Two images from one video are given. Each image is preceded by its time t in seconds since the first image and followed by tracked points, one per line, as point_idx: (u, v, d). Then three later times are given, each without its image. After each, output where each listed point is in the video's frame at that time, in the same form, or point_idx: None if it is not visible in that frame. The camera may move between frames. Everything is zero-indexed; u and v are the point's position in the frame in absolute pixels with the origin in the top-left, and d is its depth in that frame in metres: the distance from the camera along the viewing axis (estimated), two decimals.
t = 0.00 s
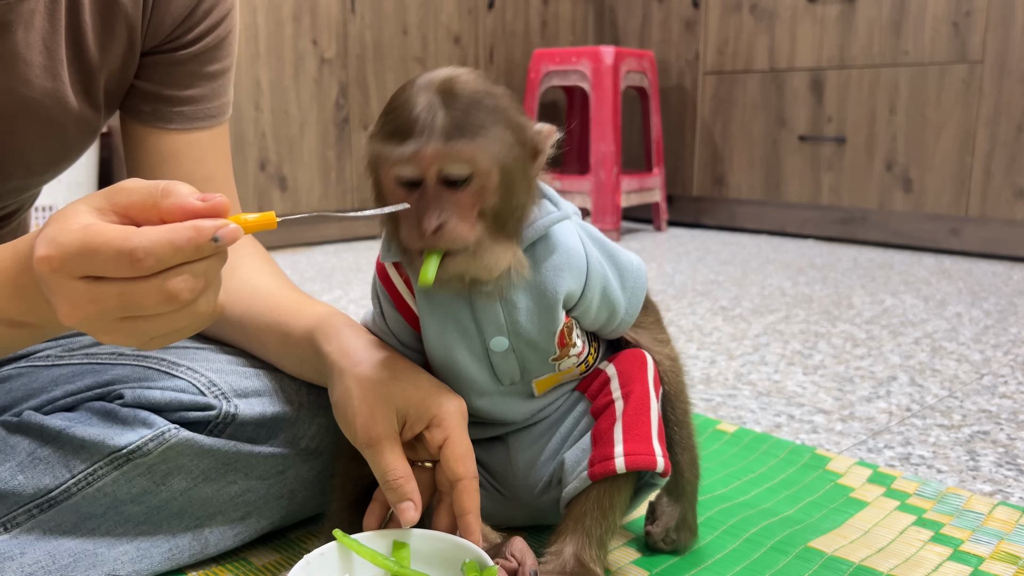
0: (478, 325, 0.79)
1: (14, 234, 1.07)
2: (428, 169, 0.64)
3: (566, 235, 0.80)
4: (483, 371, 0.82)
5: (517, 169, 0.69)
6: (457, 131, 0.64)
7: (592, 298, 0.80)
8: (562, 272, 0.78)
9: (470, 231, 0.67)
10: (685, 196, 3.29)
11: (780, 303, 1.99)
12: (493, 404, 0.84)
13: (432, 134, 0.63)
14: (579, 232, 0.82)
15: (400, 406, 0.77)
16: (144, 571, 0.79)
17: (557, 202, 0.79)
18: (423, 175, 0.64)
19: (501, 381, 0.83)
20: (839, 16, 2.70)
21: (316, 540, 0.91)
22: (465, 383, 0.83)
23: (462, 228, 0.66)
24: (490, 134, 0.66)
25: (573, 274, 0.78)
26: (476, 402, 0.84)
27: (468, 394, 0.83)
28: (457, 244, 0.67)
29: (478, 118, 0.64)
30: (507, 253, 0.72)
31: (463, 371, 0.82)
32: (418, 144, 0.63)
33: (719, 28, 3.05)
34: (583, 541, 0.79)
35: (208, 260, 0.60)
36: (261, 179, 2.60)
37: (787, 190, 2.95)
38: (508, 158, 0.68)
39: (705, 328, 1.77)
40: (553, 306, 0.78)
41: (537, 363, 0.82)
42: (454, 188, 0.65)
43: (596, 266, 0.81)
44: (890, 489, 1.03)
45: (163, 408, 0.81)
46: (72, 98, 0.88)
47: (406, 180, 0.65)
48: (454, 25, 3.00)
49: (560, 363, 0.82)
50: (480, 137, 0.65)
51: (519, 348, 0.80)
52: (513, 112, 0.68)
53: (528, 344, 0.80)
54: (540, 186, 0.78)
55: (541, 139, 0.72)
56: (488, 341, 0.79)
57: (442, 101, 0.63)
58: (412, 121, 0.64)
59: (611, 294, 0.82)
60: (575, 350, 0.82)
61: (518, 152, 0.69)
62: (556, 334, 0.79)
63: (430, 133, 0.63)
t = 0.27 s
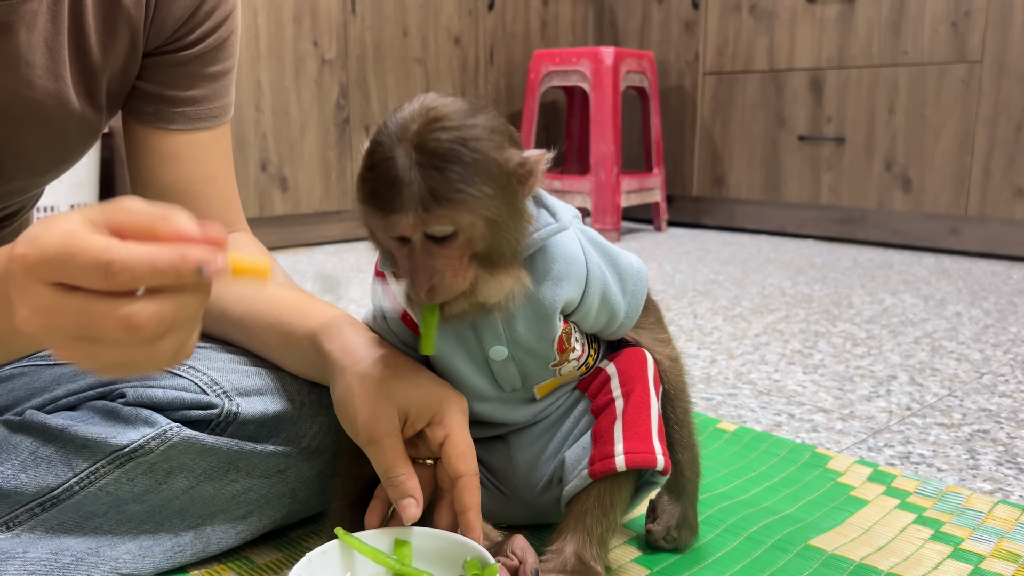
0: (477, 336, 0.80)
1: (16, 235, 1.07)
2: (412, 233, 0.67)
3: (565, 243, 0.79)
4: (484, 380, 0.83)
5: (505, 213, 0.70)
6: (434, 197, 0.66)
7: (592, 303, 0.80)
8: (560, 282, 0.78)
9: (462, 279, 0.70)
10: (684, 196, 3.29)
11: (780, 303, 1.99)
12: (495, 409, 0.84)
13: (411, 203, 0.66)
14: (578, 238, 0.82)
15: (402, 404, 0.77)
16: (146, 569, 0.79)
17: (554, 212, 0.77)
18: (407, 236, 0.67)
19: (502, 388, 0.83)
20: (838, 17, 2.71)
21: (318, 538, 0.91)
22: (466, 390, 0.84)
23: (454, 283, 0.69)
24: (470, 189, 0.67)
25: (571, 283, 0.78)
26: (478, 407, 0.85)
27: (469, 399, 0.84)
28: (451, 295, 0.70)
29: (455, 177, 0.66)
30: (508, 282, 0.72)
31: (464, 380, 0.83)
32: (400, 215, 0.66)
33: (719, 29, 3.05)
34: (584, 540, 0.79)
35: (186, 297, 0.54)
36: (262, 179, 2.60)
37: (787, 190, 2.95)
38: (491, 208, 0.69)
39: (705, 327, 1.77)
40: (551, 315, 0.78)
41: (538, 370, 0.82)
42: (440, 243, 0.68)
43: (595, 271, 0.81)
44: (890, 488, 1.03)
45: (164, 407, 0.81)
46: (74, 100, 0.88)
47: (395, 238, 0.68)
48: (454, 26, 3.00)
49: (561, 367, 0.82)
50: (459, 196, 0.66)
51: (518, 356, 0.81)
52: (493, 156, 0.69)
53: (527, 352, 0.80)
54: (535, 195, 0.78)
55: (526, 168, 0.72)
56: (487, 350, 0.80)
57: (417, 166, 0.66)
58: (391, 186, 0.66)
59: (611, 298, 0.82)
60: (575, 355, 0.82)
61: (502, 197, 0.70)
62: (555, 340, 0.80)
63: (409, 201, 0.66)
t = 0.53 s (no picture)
0: (481, 341, 0.81)
1: (15, 234, 1.07)
2: (415, 262, 0.72)
3: (568, 248, 0.80)
4: (487, 385, 0.83)
5: (504, 239, 0.75)
6: (434, 230, 0.71)
7: (595, 307, 0.80)
8: (562, 289, 0.79)
9: (465, 303, 0.75)
10: (685, 196, 3.29)
11: (781, 302, 1.99)
12: (498, 413, 0.84)
13: (414, 235, 0.71)
14: (582, 240, 0.82)
15: (401, 405, 0.77)
16: (145, 569, 0.80)
17: (557, 221, 0.80)
18: (410, 264, 0.73)
19: (505, 393, 0.83)
20: (839, 16, 2.71)
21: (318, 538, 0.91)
22: (469, 394, 0.84)
23: (457, 304, 0.74)
24: (470, 219, 0.72)
25: (573, 288, 0.79)
26: (481, 411, 0.85)
27: (471, 403, 0.84)
28: (454, 315, 0.75)
29: (454, 209, 0.71)
30: (512, 300, 0.77)
31: (467, 385, 0.83)
32: (403, 245, 0.72)
33: (719, 28, 3.05)
34: (585, 540, 0.79)
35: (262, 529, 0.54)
36: (262, 179, 2.60)
37: (787, 190, 2.95)
38: (490, 235, 0.74)
39: (706, 327, 1.77)
40: (552, 320, 0.79)
41: (541, 375, 0.82)
42: (442, 269, 0.73)
43: (599, 276, 0.80)
44: (891, 488, 1.03)
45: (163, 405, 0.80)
46: (76, 98, 0.88)
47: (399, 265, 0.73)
48: (455, 26, 3.00)
49: (563, 371, 0.82)
50: (458, 227, 0.72)
51: (521, 361, 0.81)
52: (492, 184, 0.74)
53: (530, 357, 0.81)
54: (540, 205, 0.81)
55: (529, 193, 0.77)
56: (490, 355, 0.81)
57: (418, 199, 0.71)
58: (393, 218, 0.71)
59: (615, 302, 0.81)
60: (578, 359, 0.82)
61: (500, 223, 0.75)
62: (556, 345, 0.80)
63: (410, 234, 0.71)
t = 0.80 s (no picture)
0: (480, 342, 0.81)
1: (17, 235, 1.07)
2: (419, 262, 0.72)
3: (567, 248, 0.80)
4: (487, 385, 0.83)
5: (507, 238, 0.76)
6: (438, 230, 0.72)
7: (595, 307, 0.80)
8: (562, 289, 0.78)
9: (469, 303, 0.75)
10: (685, 195, 3.29)
11: (781, 302, 1.99)
12: (498, 413, 0.84)
13: (418, 235, 0.72)
14: (581, 240, 0.81)
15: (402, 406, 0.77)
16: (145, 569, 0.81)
17: (557, 220, 0.81)
18: (414, 265, 0.73)
19: (506, 393, 0.83)
20: (840, 16, 2.70)
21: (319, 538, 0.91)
22: (469, 394, 0.84)
23: (460, 305, 0.75)
24: (474, 218, 0.73)
25: (573, 288, 0.78)
26: (481, 411, 0.84)
27: (472, 404, 0.84)
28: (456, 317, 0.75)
29: (458, 208, 0.72)
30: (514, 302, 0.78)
31: (467, 386, 0.83)
32: (406, 245, 0.72)
33: (720, 28, 3.05)
34: (585, 540, 0.79)
35: None
36: (263, 179, 2.60)
37: (788, 190, 2.95)
38: (494, 234, 0.74)
39: (706, 327, 1.77)
40: (552, 320, 0.78)
41: (541, 375, 0.82)
42: (446, 269, 0.74)
43: (599, 276, 0.80)
44: (892, 488, 1.02)
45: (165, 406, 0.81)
46: (86, 99, 0.88)
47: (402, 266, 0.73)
48: (455, 26, 3.00)
49: (564, 371, 0.82)
50: (463, 226, 0.72)
51: (522, 361, 0.81)
52: (494, 183, 0.75)
53: (530, 357, 0.80)
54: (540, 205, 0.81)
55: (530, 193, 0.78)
56: (490, 355, 0.80)
57: (422, 199, 0.71)
58: (397, 219, 0.71)
59: (615, 302, 0.81)
60: (578, 358, 0.82)
61: (503, 222, 0.75)
62: (557, 345, 0.79)
63: (414, 234, 0.71)
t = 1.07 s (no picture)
0: (484, 343, 0.80)
1: (18, 234, 1.07)
2: (416, 263, 0.73)
3: (572, 250, 0.79)
4: (490, 387, 0.83)
5: (506, 243, 0.75)
6: (436, 231, 0.72)
7: (599, 309, 0.80)
8: (566, 292, 0.78)
9: (464, 308, 0.75)
10: (686, 195, 3.29)
11: (782, 302, 1.99)
12: (500, 414, 0.85)
13: (416, 236, 0.72)
14: (587, 243, 0.81)
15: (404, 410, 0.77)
16: (148, 569, 0.79)
17: (562, 223, 0.80)
18: (412, 266, 0.73)
19: (509, 394, 0.83)
20: (840, 15, 2.70)
21: (319, 538, 0.91)
22: (472, 395, 0.84)
23: (456, 309, 0.74)
24: (471, 222, 0.73)
25: (578, 291, 0.78)
26: (484, 411, 0.85)
27: (475, 404, 0.84)
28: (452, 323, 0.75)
29: (457, 211, 0.72)
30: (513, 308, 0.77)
31: (470, 387, 0.83)
32: (404, 245, 0.72)
33: (720, 27, 3.05)
34: (587, 539, 0.79)
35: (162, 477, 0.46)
36: (263, 179, 2.60)
37: (788, 189, 2.95)
38: (492, 240, 0.74)
39: (707, 327, 1.77)
40: (556, 323, 0.78)
41: (544, 376, 0.82)
42: (443, 273, 0.74)
43: (603, 278, 0.80)
44: (893, 487, 1.02)
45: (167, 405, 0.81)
46: (86, 93, 0.88)
47: (400, 267, 0.74)
48: (456, 25, 3.00)
49: (567, 372, 0.82)
50: (460, 229, 0.72)
51: (525, 364, 0.80)
52: (496, 189, 0.75)
53: (534, 359, 0.80)
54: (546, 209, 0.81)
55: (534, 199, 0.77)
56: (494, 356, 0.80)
57: (422, 201, 0.72)
58: (397, 218, 0.72)
59: (618, 304, 0.81)
60: (581, 359, 0.82)
61: (503, 227, 0.75)
62: (561, 346, 0.79)
63: (412, 235, 0.72)
